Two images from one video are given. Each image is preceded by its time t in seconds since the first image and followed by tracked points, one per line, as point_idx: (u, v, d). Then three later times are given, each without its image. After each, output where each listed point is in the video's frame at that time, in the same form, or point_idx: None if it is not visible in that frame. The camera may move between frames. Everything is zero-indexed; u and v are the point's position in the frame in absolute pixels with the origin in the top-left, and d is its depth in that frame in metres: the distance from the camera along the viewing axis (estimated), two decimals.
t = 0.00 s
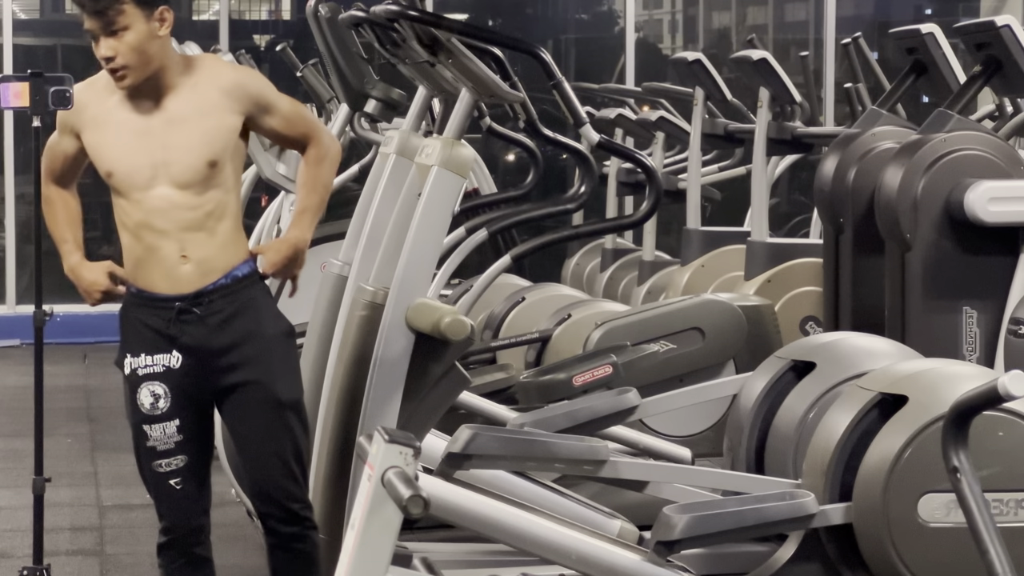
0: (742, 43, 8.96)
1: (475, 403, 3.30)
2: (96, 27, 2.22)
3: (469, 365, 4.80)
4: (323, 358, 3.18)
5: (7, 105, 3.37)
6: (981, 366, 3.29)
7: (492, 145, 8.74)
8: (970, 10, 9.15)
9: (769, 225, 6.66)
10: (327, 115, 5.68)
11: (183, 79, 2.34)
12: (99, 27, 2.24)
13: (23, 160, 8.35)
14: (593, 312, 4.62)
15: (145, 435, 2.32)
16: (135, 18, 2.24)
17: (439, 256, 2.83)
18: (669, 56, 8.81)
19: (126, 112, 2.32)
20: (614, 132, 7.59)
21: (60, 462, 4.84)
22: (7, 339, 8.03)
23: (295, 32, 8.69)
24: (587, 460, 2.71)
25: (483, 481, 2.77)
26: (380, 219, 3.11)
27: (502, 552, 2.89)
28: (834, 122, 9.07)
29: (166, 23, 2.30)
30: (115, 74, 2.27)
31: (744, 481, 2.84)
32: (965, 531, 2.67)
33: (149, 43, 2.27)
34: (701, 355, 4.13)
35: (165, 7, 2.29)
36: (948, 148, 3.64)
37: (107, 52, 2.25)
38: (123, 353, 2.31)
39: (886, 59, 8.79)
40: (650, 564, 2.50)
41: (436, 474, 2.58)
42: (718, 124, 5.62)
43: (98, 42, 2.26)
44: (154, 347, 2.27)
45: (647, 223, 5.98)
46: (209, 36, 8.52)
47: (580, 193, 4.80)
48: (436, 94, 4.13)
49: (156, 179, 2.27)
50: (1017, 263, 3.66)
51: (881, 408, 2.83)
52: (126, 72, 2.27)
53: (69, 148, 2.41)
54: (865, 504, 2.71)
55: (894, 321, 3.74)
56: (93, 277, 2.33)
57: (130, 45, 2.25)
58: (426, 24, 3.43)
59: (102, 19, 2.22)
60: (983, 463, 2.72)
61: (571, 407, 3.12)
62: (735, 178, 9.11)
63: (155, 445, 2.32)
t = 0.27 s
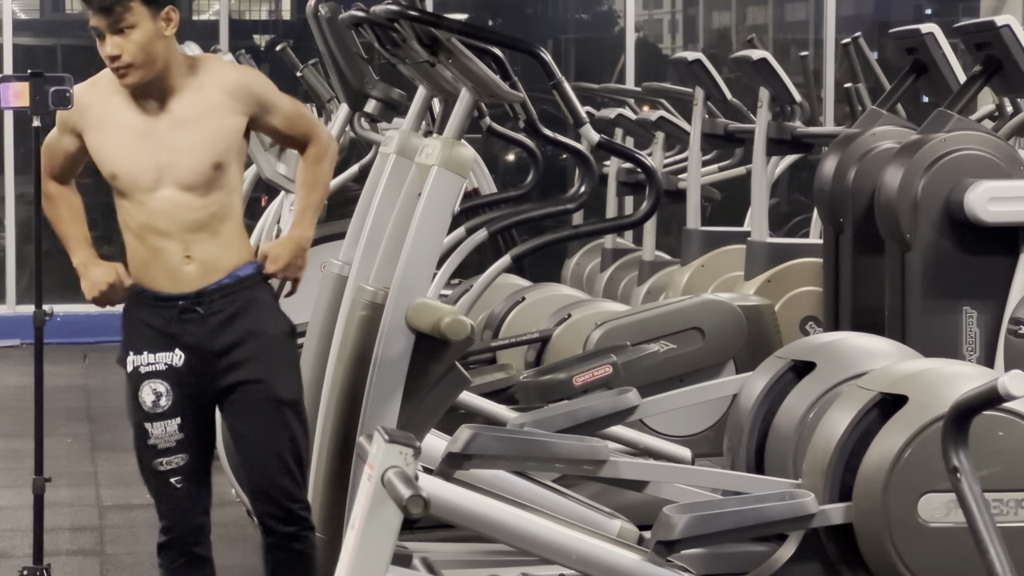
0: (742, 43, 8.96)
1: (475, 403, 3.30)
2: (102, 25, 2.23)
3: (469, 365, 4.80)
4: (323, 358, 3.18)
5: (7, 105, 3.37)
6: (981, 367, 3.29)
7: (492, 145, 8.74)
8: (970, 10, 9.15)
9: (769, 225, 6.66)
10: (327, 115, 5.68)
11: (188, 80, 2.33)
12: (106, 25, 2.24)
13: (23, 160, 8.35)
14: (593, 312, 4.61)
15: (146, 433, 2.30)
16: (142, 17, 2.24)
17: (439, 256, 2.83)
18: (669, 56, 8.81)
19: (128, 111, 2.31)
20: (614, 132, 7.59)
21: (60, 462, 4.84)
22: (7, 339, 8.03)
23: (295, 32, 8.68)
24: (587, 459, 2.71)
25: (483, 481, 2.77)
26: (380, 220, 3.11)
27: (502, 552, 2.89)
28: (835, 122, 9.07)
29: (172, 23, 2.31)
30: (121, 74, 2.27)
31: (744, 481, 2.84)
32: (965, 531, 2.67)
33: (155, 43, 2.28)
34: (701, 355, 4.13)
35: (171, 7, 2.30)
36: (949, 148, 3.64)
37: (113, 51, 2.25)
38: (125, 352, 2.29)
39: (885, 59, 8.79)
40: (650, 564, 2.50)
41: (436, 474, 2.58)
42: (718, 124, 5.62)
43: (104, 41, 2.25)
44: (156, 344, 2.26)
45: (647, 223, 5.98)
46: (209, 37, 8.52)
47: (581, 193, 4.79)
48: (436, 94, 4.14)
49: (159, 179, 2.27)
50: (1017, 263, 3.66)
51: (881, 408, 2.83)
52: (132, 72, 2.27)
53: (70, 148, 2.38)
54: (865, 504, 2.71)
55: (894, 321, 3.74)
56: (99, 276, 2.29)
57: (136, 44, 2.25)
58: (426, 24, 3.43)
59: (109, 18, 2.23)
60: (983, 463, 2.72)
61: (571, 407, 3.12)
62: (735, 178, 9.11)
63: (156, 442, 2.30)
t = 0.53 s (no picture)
0: (742, 43, 8.96)
1: (475, 402, 3.30)
2: (108, 30, 2.15)
3: (469, 365, 4.80)
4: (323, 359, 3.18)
5: (8, 105, 3.37)
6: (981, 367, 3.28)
7: (492, 145, 8.74)
8: (970, 10, 9.15)
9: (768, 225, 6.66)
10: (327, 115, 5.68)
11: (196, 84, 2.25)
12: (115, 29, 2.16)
13: (23, 160, 8.34)
14: (593, 312, 4.61)
15: (152, 433, 2.23)
16: (148, 24, 2.17)
17: (439, 256, 2.83)
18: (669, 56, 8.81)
19: (135, 114, 2.22)
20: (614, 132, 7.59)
21: (61, 462, 4.84)
22: (7, 339, 8.03)
23: (295, 32, 8.68)
24: (587, 459, 2.71)
25: (483, 482, 2.77)
26: (380, 220, 3.11)
27: (502, 552, 2.89)
28: (835, 122, 9.07)
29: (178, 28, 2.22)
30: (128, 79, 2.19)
31: (744, 481, 2.84)
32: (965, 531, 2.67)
33: (161, 47, 2.19)
34: (701, 355, 4.13)
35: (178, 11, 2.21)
36: (948, 148, 3.64)
37: (121, 54, 2.18)
38: (131, 351, 2.22)
39: (886, 59, 8.79)
40: (650, 564, 2.50)
41: (436, 474, 2.58)
42: (718, 124, 5.62)
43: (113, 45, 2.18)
44: (165, 343, 2.20)
45: (647, 224, 5.97)
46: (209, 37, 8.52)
47: (581, 193, 4.79)
48: (436, 94, 4.14)
49: (169, 182, 2.19)
50: (1017, 263, 3.66)
51: (881, 408, 2.83)
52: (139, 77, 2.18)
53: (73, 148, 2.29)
54: (865, 504, 2.71)
55: (894, 321, 3.74)
56: (103, 270, 2.21)
57: (142, 51, 2.17)
58: (425, 24, 3.43)
59: (115, 23, 2.15)
60: (983, 463, 2.72)
61: (571, 407, 3.12)
62: (735, 178, 9.11)
63: (162, 442, 2.23)
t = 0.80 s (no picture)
0: (742, 43, 8.95)
1: (475, 403, 3.30)
2: None
3: (469, 365, 4.80)
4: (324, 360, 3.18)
5: (6, 106, 3.33)
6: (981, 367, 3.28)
7: (492, 144, 8.74)
8: (970, 10, 9.15)
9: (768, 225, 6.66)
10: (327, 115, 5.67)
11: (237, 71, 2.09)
12: None
13: (23, 160, 8.34)
14: (592, 312, 4.62)
15: (156, 432, 2.08)
16: None
17: (439, 256, 2.83)
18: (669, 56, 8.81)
19: (167, 92, 2.05)
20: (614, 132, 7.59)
21: (61, 462, 4.84)
22: (7, 339, 8.04)
23: (295, 32, 8.67)
24: (587, 459, 2.71)
25: (483, 482, 2.77)
26: (380, 220, 3.11)
27: (502, 552, 2.89)
28: (835, 122, 9.07)
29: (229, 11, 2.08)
30: (172, 52, 2.04)
31: (744, 481, 2.84)
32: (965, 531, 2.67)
33: (212, 27, 2.05)
34: (701, 355, 4.13)
35: None
36: (948, 148, 3.64)
37: (168, 25, 2.03)
38: (138, 348, 2.06)
39: (886, 59, 8.79)
40: (651, 564, 2.50)
41: (436, 474, 2.58)
42: (718, 124, 5.62)
43: (163, 14, 2.03)
44: (172, 343, 2.03)
45: (647, 224, 5.97)
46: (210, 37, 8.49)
47: (581, 193, 4.79)
48: (436, 94, 4.14)
49: (189, 170, 2.02)
50: (1017, 263, 3.66)
51: (881, 408, 2.83)
52: (186, 53, 2.04)
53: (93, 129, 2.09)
54: (865, 504, 2.71)
55: (894, 321, 3.74)
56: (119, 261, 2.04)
57: (194, 24, 2.03)
58: (425, 24, 3.43)
59: None
60: (983, 463, 2.72)
61: (571, 407, 3.12)
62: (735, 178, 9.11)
63: (166, 442, 2.08)
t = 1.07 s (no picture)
0: (742, 43, 8.96)
1: (475, 403, 3.30)
2: None
3: (468, 365, 4.79)
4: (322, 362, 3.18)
5: (6, 105, 3.34)
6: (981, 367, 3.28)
7: (492, 144, 8.74)
8: (970, 11, 9.16)
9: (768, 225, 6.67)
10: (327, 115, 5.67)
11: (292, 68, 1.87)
12: None
13: (24, 160, 8.34)
14: (593, 311, 4.61)
15: (177, 433, 1.87)
16: None
17: (439, 254, 2.83)
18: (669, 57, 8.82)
19: (215, 81, 1.83)
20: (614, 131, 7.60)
21: (61, 462, 4.84)
22: (7, 339, 8.04)
23: (294, 33, 8.66)
24: (587, 459, 2.71)
25: (483, 481, 2.77)
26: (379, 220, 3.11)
27: (503, 552, 2.89)
28: (834, 122, 9.08)
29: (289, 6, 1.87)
30: (228, 40, 1.82)
31: (744, 481, 2.85)
32: (966, 531, 2.67)
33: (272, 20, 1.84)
34: (701, 355, 4.13)
35: None
36: (948, 148, 3.64)
37: (227, 12, 1.82)
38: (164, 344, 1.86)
39: (886, 59, 8.80)
40: (651, 564, 2.50)
41: (436, 474, 2.58)
42: (718, 124, 5.62)
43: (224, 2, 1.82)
44: (199, 341, 1.83)
45: (647, 224, 5.97)
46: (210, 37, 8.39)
47: (581, 193, 4.79)
48: (436, 94, 4.14)
49: (231, 165, 1.79)
50: (1017, 262, 3.66)
51: (881, 408, 2.83)
52: (244, 45, 1.82)
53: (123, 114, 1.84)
54: (865, 503, 2.71)
55: (894, 321, 3.74)
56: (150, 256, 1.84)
57: (256, 17, 1.83)
58: (425, 24, 3.43)
59: None
60: (983, 463, 2.72)
61: (571, 407, 3.12)
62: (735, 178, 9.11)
63: (187, 443, 1.87)
